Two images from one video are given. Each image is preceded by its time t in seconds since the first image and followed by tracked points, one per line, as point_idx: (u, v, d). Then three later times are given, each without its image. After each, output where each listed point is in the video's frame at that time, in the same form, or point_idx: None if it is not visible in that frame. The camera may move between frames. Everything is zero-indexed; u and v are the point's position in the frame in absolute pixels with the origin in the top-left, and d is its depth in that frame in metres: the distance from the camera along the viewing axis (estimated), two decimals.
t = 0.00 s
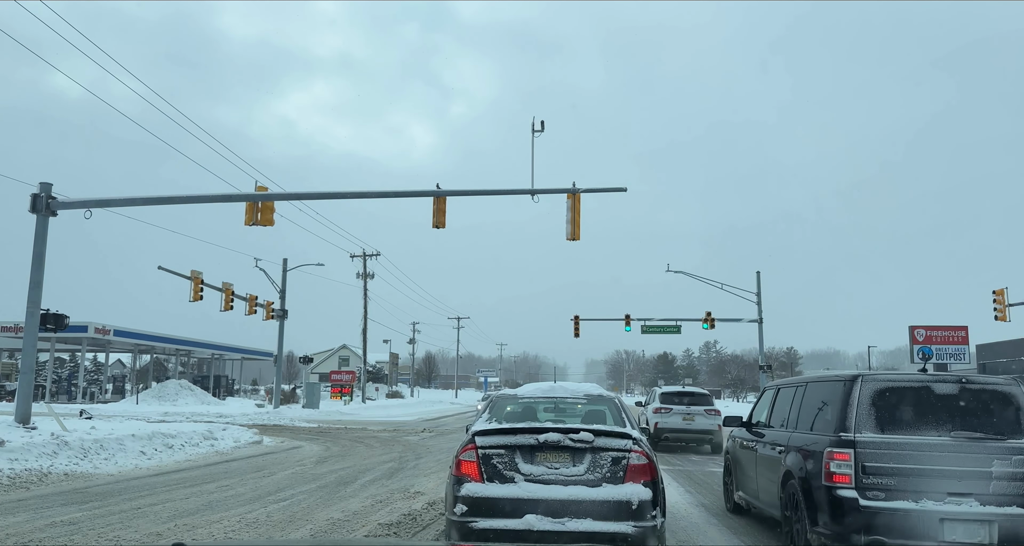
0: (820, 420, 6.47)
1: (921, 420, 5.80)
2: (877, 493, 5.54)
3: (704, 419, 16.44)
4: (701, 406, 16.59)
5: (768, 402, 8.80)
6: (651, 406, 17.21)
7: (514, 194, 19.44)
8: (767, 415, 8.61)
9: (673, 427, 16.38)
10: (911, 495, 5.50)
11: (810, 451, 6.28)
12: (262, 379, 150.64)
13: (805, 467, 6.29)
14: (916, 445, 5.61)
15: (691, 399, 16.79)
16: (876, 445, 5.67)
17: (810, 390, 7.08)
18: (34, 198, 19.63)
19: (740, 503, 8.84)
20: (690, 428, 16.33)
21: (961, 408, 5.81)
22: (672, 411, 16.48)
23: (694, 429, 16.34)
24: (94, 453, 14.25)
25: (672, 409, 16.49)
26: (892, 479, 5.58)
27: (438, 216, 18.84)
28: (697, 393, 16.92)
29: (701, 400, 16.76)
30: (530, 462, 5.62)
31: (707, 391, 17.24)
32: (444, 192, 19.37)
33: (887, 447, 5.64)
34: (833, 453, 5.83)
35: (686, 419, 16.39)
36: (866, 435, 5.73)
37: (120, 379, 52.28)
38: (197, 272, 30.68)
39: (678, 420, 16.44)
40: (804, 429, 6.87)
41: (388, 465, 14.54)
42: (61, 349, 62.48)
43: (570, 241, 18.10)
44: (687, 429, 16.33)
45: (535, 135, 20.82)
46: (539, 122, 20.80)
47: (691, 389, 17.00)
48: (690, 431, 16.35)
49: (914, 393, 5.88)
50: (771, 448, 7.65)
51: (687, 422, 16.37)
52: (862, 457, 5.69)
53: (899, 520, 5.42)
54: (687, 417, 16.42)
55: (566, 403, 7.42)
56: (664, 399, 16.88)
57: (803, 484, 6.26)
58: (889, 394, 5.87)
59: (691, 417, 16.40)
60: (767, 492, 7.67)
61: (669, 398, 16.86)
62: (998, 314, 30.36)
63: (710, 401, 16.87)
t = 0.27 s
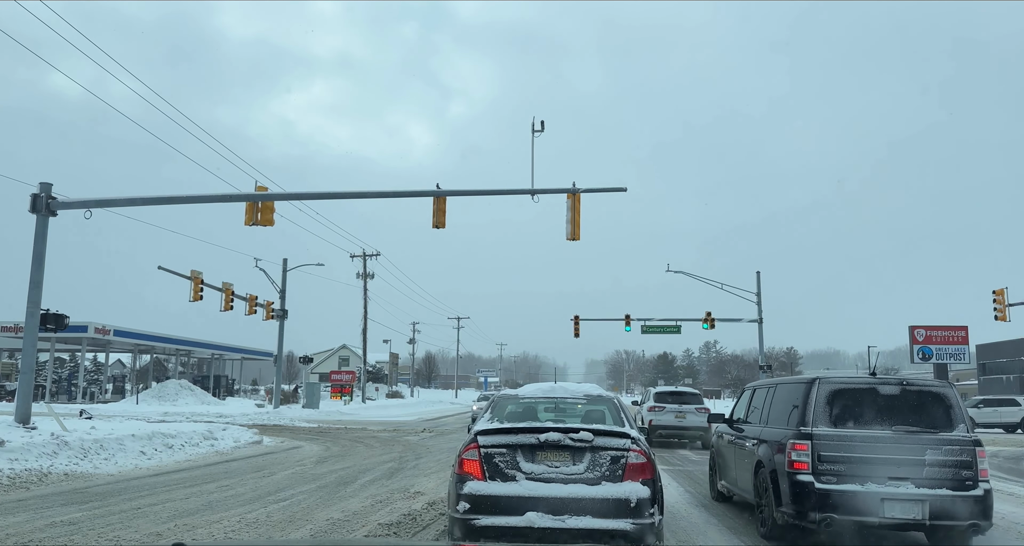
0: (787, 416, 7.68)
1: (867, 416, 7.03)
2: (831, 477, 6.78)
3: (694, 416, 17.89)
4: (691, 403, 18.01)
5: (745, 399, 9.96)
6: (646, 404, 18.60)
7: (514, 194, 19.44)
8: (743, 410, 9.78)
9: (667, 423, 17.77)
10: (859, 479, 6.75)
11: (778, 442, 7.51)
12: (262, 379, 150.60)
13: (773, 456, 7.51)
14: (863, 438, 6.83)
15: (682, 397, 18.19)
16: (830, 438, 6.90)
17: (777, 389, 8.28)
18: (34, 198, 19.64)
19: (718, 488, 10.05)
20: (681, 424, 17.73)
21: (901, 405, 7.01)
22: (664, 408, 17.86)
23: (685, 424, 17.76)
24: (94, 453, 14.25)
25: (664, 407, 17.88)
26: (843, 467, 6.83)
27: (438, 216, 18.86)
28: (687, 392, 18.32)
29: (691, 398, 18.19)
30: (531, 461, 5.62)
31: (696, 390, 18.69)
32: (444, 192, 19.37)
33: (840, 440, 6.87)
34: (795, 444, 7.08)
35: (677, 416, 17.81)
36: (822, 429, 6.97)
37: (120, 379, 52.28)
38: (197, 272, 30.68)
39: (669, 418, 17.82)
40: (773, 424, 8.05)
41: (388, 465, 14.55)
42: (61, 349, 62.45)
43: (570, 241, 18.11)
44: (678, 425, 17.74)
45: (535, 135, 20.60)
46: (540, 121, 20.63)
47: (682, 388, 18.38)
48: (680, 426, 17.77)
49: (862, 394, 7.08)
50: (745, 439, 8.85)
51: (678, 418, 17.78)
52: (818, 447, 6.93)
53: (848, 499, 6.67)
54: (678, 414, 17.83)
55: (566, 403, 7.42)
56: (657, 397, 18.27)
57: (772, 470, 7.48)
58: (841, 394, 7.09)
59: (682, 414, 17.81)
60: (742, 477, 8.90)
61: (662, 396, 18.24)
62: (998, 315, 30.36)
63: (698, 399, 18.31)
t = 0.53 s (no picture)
0: (759, 413, 8.76)
1: (825, 413, 8.17)
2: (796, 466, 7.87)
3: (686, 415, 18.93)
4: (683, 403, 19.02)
5: (724, 397, 11.02)
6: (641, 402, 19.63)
7: (514, 194, 19.45)
8: (723, 407, 10.83)
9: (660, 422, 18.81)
10: (818, 467, 7.85)
11: (751, 436, 8.59)
12: (262, 379, 150.86)
13: (747, 448, 8.56)
14: (823, 432, 7.93)
15: (675, 397, 19.19)
16: (794, 432, 8.00)
17: (749, 389, 9.35)
18: (34, 198, 19.65)
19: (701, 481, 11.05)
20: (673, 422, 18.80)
21: (854, 403, 8.15)
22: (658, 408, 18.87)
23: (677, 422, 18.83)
24: (93, 453, 14.25)
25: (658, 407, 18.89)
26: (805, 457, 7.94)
27: (438, 216, 18.86)
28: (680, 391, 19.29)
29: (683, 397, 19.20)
30: (532, 459, 5.62)
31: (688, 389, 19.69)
32: (444, 192, 19.38)
33: (803, 434, 7.97)
34: (765, 437, 8.15)
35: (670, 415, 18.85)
36: (787, 425, 8.06)
37: (120, 379, 52.29)
38: (197, 272, 30.69)
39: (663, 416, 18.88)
40: (747, 420, 9.11)
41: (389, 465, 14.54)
42: (61, 349, 62.46)
43: (570, 241, 18.11)
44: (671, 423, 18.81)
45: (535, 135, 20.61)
46: (539, 122, 20.56)
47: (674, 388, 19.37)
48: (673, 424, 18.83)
49: (821, 395, 8.21)
50: (724, 434, 9.89)
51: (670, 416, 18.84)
52: (784, 439, 8.03)
53: (810, 485, 7.77)
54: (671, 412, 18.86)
55: (567, 403, 7.42)
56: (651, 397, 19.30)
57: (746, 461, 8.54)
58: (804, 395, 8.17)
59: (675, 413, 18.86)
60: (721, 468, 9.94)
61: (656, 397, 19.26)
62: (998, 315, 30.35)
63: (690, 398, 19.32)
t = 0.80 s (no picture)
0: (737, 411, 9.86)
1: (793, 409, 9.31)
2: (767, 455, 8.96)
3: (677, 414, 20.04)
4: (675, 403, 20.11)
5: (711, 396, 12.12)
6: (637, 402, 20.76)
7: (514, 194, 19.45)
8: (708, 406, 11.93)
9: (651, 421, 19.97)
10: (787, 457, 8.92)
11: (729, 430, 9.69)
12: (262, 380, 150.95)
13: (727, 441, 9.63)
14: (791, 425, 9.03)
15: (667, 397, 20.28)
16: (766, 426, 9.10)
17: (730, 390, 10.47)
18: (34, 198, 19.65)
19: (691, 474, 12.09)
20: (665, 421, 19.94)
21: (820, 402, 9.27)
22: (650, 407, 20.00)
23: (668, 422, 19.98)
24: (93, 453, 14.24)
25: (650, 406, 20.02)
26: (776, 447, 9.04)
27: (438, 216, 18.86)
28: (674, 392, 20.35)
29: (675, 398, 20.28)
30: (533, 457, 5.67)
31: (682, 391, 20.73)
32: (444, 192, 19.39)
33: (774, 428, 9.06)
34: (741, 432, 9.24)
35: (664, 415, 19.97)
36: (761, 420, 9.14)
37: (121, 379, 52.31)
38: (198, 272, 30.71)
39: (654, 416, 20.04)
40: (728, 417, 10.19)
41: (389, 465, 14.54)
42: (61, 349, 62.50)
43: (571, 241, 18.10)
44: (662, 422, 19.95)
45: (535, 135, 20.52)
46: (539, 122, 20.42)
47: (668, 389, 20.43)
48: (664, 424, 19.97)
49: (791, 394, 9.32)
50: (708, 430, 10.97)
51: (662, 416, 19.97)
52: (756, 431, 9.15)
53: (779, 473, 8.84)
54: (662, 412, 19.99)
55: (567, 403, 7.43)
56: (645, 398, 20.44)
57: (726, 453, 9.61)
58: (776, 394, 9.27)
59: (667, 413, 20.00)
60: (706, 459, 11.04)
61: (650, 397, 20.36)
62: (998, 315, 30.36)
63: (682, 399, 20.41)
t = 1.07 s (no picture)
0: (720, 409, 10.92)
1: (768, 408, 10.40)
2: (743, 448, 10.02)
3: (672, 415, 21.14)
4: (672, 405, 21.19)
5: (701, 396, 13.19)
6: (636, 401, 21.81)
7: (514, 194, 19.45)
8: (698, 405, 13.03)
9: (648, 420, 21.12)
10: (762, 450, 9.97)
11: (712, 426, 10.77)
12: (262, 380, 150.99)
13: (710, 436, 10.67)
14: (765, 421, 10.09)
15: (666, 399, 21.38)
16: (742, 422, 10.17)
17: (714, 390, 11.54)
18: (34, 198, 19.64)
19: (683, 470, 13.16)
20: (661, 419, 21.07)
21: (791, 401, 10.34)
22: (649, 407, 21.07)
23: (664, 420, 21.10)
24: (94, 453, 14.25)
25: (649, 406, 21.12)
26: (751, 440, 10.11)
27: (438, 216, 18.86)
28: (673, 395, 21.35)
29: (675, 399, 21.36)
30: (535, 454, 6.07)
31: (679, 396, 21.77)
32: (444, 192, 19.39)
33: (751, 424, 10.11)
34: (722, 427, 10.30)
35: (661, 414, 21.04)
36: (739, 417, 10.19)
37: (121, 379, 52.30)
38: (197, 272, 30.70)
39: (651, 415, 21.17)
40: (712, 415, 11.25)
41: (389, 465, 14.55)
42: (61, 349, 62.46)
43: (571, 241, 18.09)
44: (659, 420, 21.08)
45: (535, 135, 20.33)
46: (539, 122, 20.22)
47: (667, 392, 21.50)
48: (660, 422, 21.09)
49: (767, 394, 10.37)
50: (696, 426, 12.05)
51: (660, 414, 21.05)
52: (733, 426, 10.26)
53: (755, 463, 9.88)
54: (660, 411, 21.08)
55: (568, 403, 7.45)
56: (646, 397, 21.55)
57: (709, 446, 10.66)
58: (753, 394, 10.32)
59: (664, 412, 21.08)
60: (694, 454, 12.12)
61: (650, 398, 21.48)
62: (998, 314, 30.34)
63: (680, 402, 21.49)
